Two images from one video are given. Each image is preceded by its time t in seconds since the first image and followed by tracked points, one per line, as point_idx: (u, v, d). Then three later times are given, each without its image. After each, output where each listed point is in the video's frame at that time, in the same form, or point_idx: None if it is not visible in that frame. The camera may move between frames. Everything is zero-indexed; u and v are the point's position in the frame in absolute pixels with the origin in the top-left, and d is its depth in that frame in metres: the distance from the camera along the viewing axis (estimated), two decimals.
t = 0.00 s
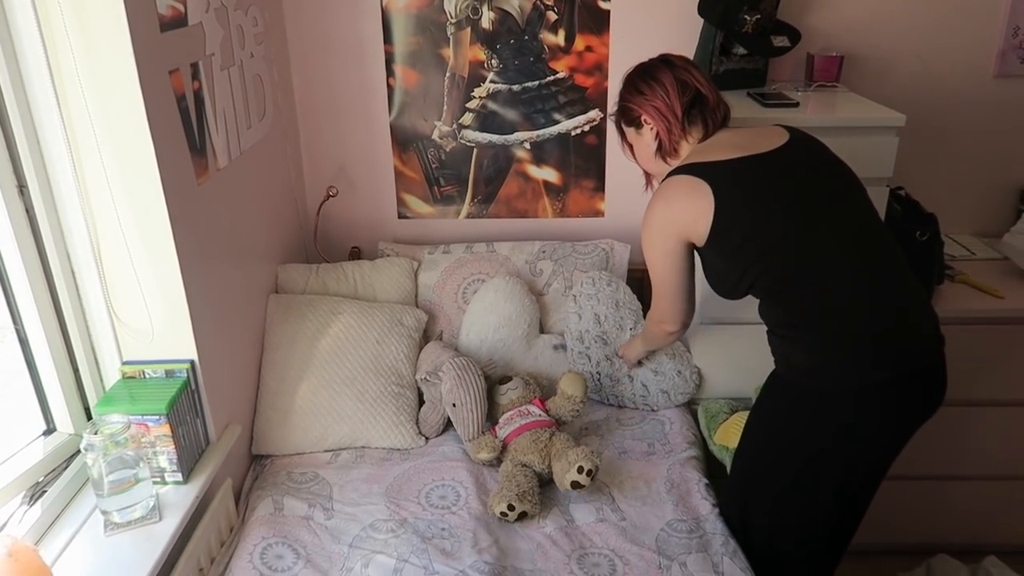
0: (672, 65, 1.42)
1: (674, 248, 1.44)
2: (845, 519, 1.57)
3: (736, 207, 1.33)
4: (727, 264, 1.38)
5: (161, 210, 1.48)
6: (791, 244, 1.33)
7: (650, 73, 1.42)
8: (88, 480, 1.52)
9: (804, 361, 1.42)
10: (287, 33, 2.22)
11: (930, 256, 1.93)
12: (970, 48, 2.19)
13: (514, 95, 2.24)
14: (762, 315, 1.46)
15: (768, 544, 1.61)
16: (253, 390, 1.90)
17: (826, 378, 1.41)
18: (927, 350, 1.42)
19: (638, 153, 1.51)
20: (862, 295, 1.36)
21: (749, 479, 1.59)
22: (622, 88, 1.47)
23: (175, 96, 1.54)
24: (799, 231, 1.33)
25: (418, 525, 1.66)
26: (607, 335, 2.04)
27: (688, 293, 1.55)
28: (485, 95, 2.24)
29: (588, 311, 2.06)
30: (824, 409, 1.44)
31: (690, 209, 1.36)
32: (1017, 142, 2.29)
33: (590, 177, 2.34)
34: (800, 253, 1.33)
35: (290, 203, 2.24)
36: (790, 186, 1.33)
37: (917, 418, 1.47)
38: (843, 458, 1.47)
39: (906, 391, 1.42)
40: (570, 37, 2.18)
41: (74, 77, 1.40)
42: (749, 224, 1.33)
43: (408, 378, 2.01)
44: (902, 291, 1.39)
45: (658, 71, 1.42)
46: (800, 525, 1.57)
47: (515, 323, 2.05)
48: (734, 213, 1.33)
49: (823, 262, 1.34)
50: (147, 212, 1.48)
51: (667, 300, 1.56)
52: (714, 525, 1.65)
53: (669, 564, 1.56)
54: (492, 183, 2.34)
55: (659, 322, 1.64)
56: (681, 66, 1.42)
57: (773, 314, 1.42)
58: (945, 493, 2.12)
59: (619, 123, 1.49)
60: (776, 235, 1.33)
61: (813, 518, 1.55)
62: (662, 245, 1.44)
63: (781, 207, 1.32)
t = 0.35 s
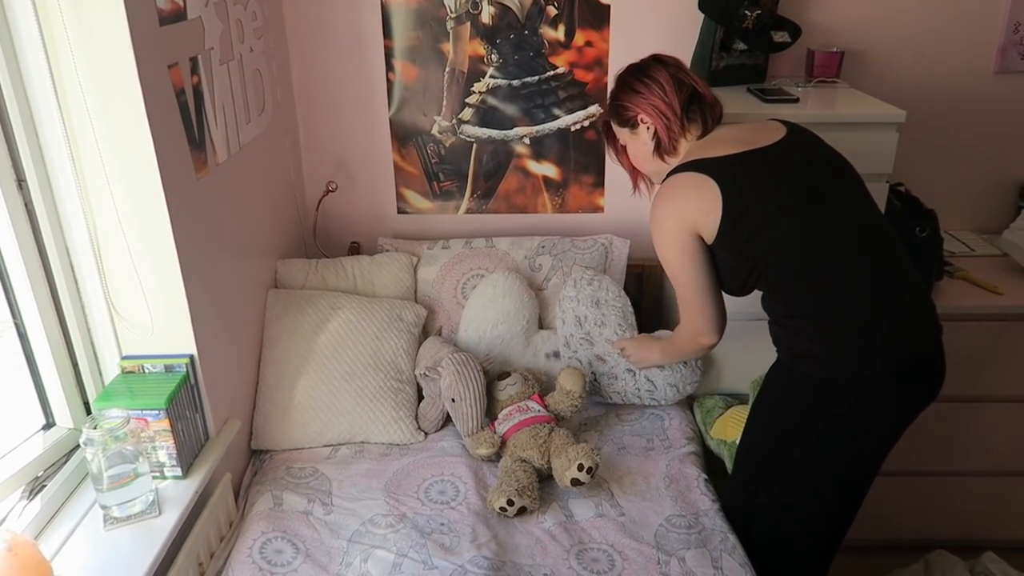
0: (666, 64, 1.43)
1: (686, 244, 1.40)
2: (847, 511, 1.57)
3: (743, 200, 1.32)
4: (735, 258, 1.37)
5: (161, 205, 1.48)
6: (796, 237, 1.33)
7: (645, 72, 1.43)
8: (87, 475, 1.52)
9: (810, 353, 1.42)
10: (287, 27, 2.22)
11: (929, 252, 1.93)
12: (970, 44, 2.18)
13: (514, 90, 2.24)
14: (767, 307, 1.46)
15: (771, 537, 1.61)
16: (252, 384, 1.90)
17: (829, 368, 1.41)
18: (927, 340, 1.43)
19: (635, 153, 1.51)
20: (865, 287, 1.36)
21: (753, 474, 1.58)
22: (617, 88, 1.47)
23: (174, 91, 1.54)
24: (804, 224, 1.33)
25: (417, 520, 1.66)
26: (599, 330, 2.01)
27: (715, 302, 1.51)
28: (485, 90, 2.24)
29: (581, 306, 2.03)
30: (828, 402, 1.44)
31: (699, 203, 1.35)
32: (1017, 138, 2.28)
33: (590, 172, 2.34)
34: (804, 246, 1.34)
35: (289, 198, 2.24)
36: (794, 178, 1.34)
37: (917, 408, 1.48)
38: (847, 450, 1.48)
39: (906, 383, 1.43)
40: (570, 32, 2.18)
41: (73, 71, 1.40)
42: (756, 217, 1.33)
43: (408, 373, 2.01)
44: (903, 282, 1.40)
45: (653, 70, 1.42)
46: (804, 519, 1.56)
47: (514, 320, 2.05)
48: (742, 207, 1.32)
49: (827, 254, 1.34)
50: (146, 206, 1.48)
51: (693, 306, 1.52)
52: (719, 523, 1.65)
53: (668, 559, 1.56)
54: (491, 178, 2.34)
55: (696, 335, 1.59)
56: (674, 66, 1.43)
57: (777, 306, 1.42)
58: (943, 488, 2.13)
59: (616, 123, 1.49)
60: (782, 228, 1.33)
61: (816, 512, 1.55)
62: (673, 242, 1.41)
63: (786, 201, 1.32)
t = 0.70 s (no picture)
0: (657, 67, 1.43)
1: (685, 246, 1.40)
2: (846, 509, 1.58)
3: (743, 200, 1.32)
4: (735, 257, 1.37)
5: (159, 203, 1.48)
6: (797, 234, 1.33)
7: (636, 76, 1.43)
8: (85, 474, 1.52)
9: (810, 350, 1.42)
10: (286, 26, 2.22)
11: (927, 251, 1.94)
12: (969, 44, 2.19)
13: (513, 88, 2.24)
14: (767, 305, 1.46)
15: (771, 535, 1.61)
16: (251, 383, 1.90)
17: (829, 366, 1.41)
18: (925, 338, 1.43)
19: (630, 157, 1.51)
20: (864, 285, 1.36)
21: (753, 473, 1.58)
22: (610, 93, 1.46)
23: (173, 89, 1.54)
24: (804, 222, 1.33)
25: (416, 519, 1.66)
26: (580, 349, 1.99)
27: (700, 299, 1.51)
28: (484, 89, 2.24)
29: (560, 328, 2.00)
30: (828, 401, 1.44)
31: (698, 206, 1.34)
32: (1016, 137, 2.29)
33: (589, 171, 2.34)
34: (805, 244, 1.34)
35: (287, 196, 2.24)
36: (793, 176, 1.34)
37: (915, 405, 1.48)
38: (847, 449, 1.48)
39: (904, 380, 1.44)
40: (569, 31, 2.18)
41: (71, 69, 1.39)
42: (757, 215, 1.32)
43: (406, 371, 2.01)
44: (901, 280, 1.40)
45: (645, 73, 1.42)
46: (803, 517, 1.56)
47: (513, 317, 2.06)
48: (742, 206, 1.32)
49: (826, 252, 1.35)
50: (144, 204, 1.48)
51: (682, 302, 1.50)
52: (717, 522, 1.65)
53: (667, 558, 1.56)
54: (490, 177, 2.34)
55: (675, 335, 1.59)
56: (666, 68, 1.44)
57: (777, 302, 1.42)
58: (941, 488, 2.13)
59: (610, 128, 1.48)
60: (783, 226, 1.32)
61: (817, 510, 1.55)
62: (670, 245, 1.41)
63: (786, 199, 1.32)
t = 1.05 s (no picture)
0: (648, 71, 1.43)
1: (682, 249, 1.40)
2: (846, 508, 1.57)
3: (741, 197, 1.32)
4: (736, 258, 1.36)
5: (158, 201, 1.48)
6: (797, 234, 1.33)
7: (627, 82, 1.43)
8: (83, 472, 1.51)
9: (809, 349, 1.42)
10: (285, 24, 2.21)
11: (925, 251, 1.94)
12: (969, 44, 2.19)
13: (512, 87, 2.23)
14: (768, 303, 1.45)
15: (771, 535, 1.60)
16: (250, 382, 1.90)
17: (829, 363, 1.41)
18: (924, 334, 1.43)
19: (626, 163, 1.51)
20: (863, 284, 1.36)
21: (752, 472, 1.58)
22: (602, 101, 1.46)
23: (172, 87, 1.54)
24: (803, 221, 1.33)
25: (414, 517, 1.66)
26: (580, 348, 1.99)
27: (697, 303, 1.50)
28: (483, 88, 2.24)
29: (557, 327, 2.00)
30: (827, 398, 1.44)
31: (695, 208, 1.34)
32: (1015, 137, 2.28)
33: (588, 170, 2.34)
34: (804, 244, 1.34)
35: (286, 195, 2.24)
36: (792, 175, 1.34)
37: (914, 403, 1.48)
38: (847, 447, 1.47)
39: (903, 377, 1.44)
40: (569, 30, 2.18)
41: (70, 67, 1.39)
42: (758, 214, 1.32)
43: (405, 370, 2.01)
44: (899, 279, 1.40)
45: (637, 78, 1.42)
46: (803, 516, 1.56)
47: (512, 316, 2.05)
48: (741, 204, 1.32)
49: (825, 252, 1.35)
50: (143, 202, 1.48)
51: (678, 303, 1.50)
52: (717, 522, 1.65)
53: (665, 557, 1.56)
54: (489, 177, 2.34)
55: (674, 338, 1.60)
56: (658, 73, 1.43)
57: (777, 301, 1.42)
58: (939, 487, 2.13)
59: (604, 135, 1.49)
60: (782, 224, 1.32)
61: (817, 510, 1.55)
62: (668, 247, 1.41)
63: (786, 198, 1.32)
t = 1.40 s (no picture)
0: (646, 73, 1.42)
1: (679, 251, 1.35)
2: (847, 504, 1.57)
3: (739, 195, 1.31)
4: (736, 256, 1.36)
5: (158, 199, 1.48)
6: (797, 231, 1.33)
7: (625, 84, 1.42)
8: (83, 470, 1.51)
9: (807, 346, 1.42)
10: (284, 21, 2.21)
11: (924, 250, 1.94)
12: (968, 40, 2.18)
13: (512, 85, 2.23)
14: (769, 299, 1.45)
15: (772, 532, 1.60)
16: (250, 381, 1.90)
17: (830, 359, 1.41)
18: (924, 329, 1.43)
19: (625, 166, 1.49)
20: (861, 280, 1.36)
21: (753, 470, 1.58)
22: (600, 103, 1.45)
23: (170, 85, 1.54)
24: (801, 218, 1.33)
25: (414, 515, 1.66)
26: (577, 349, 2.00)
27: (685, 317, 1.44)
28: (483, 85, 2.24)
29: (554, 327, 2.00)
30: (828, 393, 1.44)
31: (703, 208, 1.32)
32: (1015, 134, 2.28)
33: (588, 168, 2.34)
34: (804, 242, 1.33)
35: (286, 193, 2.23)
36: (791, 174, 1.34)
37: (915, 398, 1.48)
38: (848, 443, 1.48)
39: (903, 373, 1.44)
40: (569, 27, 2.18)
41: (69, 65, 1.39)
42: (756, 211, 1.32)
43: (405, 368, 2.01)
44: (899, 277, 1.40)
45: (634, 80, 1.42)
46: (804, 513, 1.56)
47: (512, 314, 2.05)
48: (739, 202, 1.31)
49: (824, 250, 1.35)
50: (142, 200, 1.48)
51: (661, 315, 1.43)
52: (716, 517, 1.65)
53: (665, 554, 1.57)
54: (489, 174, 2.34)
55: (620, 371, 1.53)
56: (655, 74, 1.43)
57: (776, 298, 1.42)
58: (939, 484, 2.13)
59: (603, 138, 1.46)
60: (780, 221, 1.32)
61: (817, 506, 1.55)
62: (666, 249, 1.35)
63: (785, 195, 1.32)
